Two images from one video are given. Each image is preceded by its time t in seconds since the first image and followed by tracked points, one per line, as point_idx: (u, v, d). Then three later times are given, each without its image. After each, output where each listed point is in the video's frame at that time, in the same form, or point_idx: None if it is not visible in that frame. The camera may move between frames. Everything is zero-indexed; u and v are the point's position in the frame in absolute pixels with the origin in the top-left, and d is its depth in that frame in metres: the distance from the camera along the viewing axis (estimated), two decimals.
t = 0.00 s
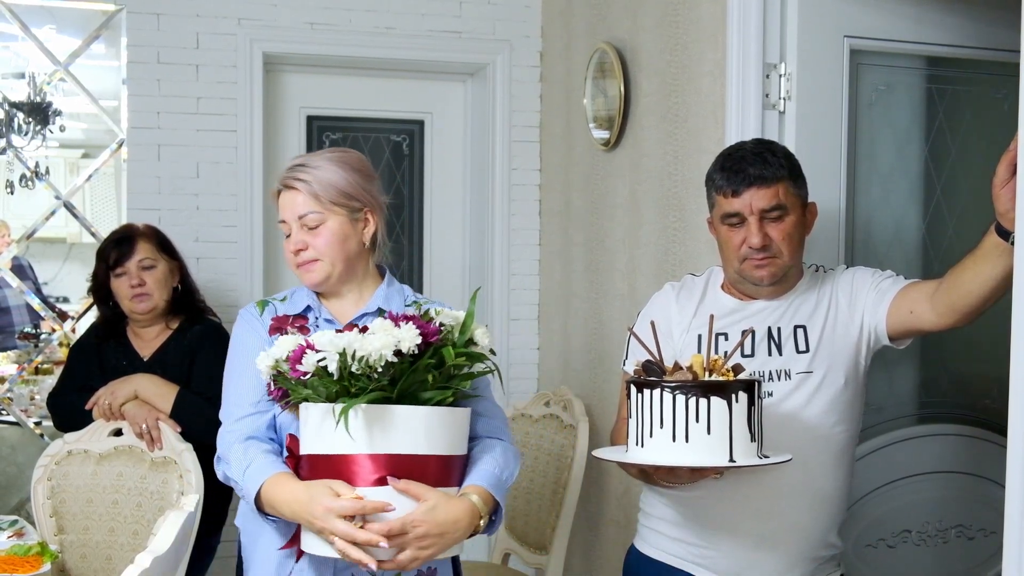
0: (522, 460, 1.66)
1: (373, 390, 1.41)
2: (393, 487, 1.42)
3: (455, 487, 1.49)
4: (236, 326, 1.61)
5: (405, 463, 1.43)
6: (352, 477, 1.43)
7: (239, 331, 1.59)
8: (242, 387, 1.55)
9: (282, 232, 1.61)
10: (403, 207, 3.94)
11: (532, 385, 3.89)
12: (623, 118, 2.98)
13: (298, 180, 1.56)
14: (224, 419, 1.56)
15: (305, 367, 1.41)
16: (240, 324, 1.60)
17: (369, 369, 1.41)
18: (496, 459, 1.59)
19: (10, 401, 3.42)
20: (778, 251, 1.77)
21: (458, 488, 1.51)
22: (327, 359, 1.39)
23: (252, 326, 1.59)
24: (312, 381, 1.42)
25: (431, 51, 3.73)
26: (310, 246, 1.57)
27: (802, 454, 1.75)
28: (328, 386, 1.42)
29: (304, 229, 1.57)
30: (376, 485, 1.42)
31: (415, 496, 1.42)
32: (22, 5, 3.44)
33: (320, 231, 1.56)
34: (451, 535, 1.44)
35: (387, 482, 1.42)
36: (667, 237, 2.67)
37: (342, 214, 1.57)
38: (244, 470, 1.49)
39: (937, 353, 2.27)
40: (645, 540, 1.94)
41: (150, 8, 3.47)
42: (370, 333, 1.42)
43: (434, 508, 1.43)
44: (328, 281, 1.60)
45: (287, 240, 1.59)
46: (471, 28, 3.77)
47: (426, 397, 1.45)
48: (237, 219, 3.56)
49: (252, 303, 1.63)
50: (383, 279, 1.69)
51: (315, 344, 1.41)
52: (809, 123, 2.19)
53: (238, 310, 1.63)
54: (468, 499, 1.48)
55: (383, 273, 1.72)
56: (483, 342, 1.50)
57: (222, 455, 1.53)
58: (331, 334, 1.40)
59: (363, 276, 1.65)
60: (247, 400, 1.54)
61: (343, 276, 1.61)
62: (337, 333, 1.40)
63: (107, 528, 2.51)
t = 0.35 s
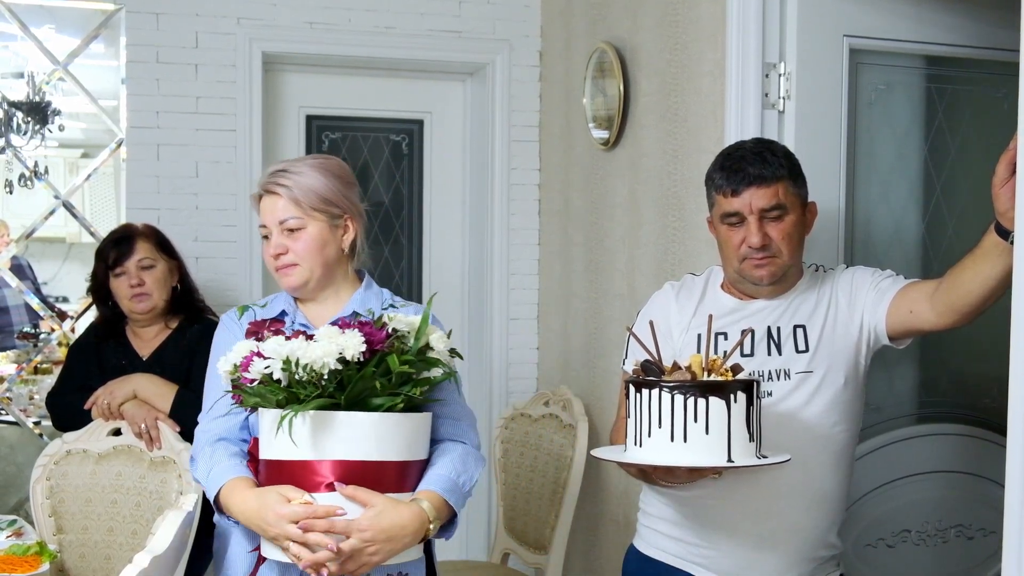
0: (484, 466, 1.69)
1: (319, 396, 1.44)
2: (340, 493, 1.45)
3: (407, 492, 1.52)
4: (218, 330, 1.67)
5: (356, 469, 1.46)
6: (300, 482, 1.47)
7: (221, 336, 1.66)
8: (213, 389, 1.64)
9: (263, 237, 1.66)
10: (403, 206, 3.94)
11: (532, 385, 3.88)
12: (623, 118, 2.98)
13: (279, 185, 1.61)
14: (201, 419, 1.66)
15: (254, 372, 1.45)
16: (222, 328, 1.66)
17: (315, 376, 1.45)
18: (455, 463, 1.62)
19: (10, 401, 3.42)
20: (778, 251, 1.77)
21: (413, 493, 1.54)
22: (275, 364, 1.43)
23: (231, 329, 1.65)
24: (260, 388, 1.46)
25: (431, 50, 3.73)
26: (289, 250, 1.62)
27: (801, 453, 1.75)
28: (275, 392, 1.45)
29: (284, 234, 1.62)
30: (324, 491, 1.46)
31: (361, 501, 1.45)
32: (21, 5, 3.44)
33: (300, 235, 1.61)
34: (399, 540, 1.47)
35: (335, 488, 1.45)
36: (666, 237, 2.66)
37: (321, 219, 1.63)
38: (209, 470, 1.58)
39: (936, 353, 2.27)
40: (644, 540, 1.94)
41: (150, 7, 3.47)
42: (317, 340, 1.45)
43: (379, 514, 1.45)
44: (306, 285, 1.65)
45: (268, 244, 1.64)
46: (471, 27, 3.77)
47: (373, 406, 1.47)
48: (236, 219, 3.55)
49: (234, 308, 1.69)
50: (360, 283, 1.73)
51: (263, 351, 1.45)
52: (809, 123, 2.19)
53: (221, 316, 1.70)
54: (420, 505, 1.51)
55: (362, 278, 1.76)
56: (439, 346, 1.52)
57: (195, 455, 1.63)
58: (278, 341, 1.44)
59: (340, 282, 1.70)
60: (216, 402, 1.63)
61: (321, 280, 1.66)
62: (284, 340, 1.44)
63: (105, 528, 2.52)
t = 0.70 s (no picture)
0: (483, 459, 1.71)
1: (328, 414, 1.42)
2: (354, 507, 1.45)
3: (416, 498, 1.53)
4: (205, 332, 1.67)
5: (367, 482, 1.46)
6: (313, 496, 1.46)
7: (206, 338, 1.65)
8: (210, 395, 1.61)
9: (247, 236, 1.65)
10: (402, 206, 3.94)
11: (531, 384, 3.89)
12: (622, 117, 2.98)
13: (264, 180, 1.62)
14: (196, 428, 1.63)
15: (257, 394, 1.42)
16: (207, 329, 1.66)
17: (321, 393, 1.42)
18: (457, 462, 1.64)
19: (9, 400, 3.42)
20: (777, 251, 1.77)
21: (422, 499, 1.55)
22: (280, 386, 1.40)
23: (217, 331, 1.65)
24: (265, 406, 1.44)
25: (430, 50, 3.73)
26: (277, 244, 1.61)
27: (799, 452, 1.75)
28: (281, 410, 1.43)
29: (272, 228, 1.62)
30: (338, 505, 1.45)
31: (377, 514, 1.46)
32: (20, 4, 3.44)
33: (288, 228, 1.61)
34: (415, 548, 1.48)
35: (348, 502, 1.45)
36: (666, 236, 2.66)
37: (308, 212, 1.63)
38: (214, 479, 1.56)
39: (935, 352, 2.27)
40: (643, 539, 1.94)
41: (150, 7, 3.47)
42: (321, 357, 1.41)
43: (397, 524, 1.46)
44: (295, 280, 1.64)
45: (254, 241, 1.63)
46: (470, 27, 3.77)
47: (379, 415, 1.46)
48: (235, 218, 3.55)
49: (219, 309, 1.68)
50: (347, 282, 1.74)
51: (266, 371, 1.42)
52: (808, 123, 2.19)
53: (206, 318, 1.69)
54: (432, 511, 1.53)
55: (348, 277, 1.76)
56: (440, 350, 1.51)
57: (195, 464, 1.60)
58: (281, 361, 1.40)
59: (328, 279, 1.70)
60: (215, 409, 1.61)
61: (310, 275, 1.66)
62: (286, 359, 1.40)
63: (104, 527, 2.54)
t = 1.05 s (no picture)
0: (496, 453, 1.73)
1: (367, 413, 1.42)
2: (389, 507, 1.45)
3: (443, 496, 1.54)
4: (208, 331, 1.66)
5: (398, 482, 1.46)
6: (347, 496, 1.45)
7: (211, 336, 1.64)
8: (226, 392, 1.58)
9: (253, 236, 1.65)
10: (402, 206, 3.94)
11: (531, 385, 3.89)
12: (622, 117, 2.98)
13: (269, 180, 1.61)
14: (208, 426, 1.59)
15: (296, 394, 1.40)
16: (211, 327, 1.65)
17: (359, 393, 1.41)
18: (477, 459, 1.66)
19: (9, 400, 3.42)
20: (776, 251, 1.77)
21: (449, 497, 1.57)
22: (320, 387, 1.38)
23: (222, 329, 1.63)
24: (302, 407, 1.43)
25: (430, 50, 3.74)
26: (286, 245, 1.61)
27: (799, 451, 1.75)
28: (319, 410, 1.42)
29: (280, 229, 1.61)
30: (373, 505, 1.45)
31: (413, 514, 1.46)
32: (20, 5, 3.44)
33: (297, 229, 1.61)
34: (448, 546, 1.50)
35: (383, 502, 1.45)
36: (666, 236, 2.66)
37: (315, 212, 1.63)
38: (235, 478, 1.52)
39: (935, 353, 2.27)
40: (643, 540, 1.94)
41: (149, 7, 3.47)
42: (359, 357, 1.40)
43: (432, 524, 1.47)
44: (304, 281, 1.64)
45: (262, 242, 1.63)
46: (470, 27, 3.77)
47: (411, 413, 1.47)
48: (235, 219, 3.56)
49: (223, 308, 1.67)
50: (351, 281, 1.74)
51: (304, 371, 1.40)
52: (808, 123, 2.19)
53: (210, 317, 1.68)
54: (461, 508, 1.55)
55: (350, 277, 1.77)
56: (467, 349, 1.53)
57: (212, 462, 1.56)
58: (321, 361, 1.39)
59: (334, 278, 1.70)
60: (230, 407, 1.57)
61: (320, 275, 1.66)
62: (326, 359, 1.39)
63: (104, 528, 2.56)
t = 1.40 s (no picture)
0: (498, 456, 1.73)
1: (369, 416, 1.42)
2: (392, 510, 1.45)
3: (446, 499, 1.53)
4: (213, 331, 1.66)
5: (401, 484, 1.46)
6: (350, 499, 1.45)
7: (215, 336, 1.64)
8: (227, 393, 1.58)
9: (269, 229, 1.65)
10: (401, 206, 3.94)
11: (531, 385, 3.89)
12: (622, 117, 2.98)
13: (294, 175, 1.63)
14: (211, 426, 1.59)
15: (298, 396, 1.40)
16: (215, 327, 1.65)
17: (362, 395, 1.42)
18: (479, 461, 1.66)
19: (8, 401, 3.42)
20: (776, 252, 1.77)
21: (452, 499, 1.57)
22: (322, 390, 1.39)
23: (226, 328, 1.63)
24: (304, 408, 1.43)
25: (430, 50, 3.74)
26: (306, 240, 1.63)
27: (799, 451, 1.75)
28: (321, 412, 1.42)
29: (303, 222, 1.63)
30: (375, 507, 1.45)
31: (415, 516, 1.46)
32: (20, 4, 3.44)
33: (320, 223, 1.63)
34: (451, 549, 1.50)
35: (386, 505, 1.45)
36: (665, 237, 2.66)
37: (338, 210, 1.66)
38: (238, 478, 1.52)
39: (934, 353, 2.27)
40: (643, 540, 1.94)
41: (149, 7, 3.47)
42: (362, 359, 1.40)
43: (435, 526, 1.47)
44: (319, 278, 1.65)
45: (281, 234, 1.63)
46: (470, 28, 3.77)
47: (413, 416, 1.47)
48: (235, 219, 3.55)
49: (227, 309, 1.67)
50: (357, 281, 1.74)
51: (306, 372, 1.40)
52: (807, 123, 2.19)
53: (214, 318, 1.67)
54: (463, 510, 1.54)
55: (357, 277, 1.77)
56: (471, 350, 1.52)
57: (215, 461, 1.56)
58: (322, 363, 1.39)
59: (345, 278, 1.71)
60: (233, 407, 1.57)
61: (335, 274, 1.68)
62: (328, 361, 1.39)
63: (104, 528, 2.56)
